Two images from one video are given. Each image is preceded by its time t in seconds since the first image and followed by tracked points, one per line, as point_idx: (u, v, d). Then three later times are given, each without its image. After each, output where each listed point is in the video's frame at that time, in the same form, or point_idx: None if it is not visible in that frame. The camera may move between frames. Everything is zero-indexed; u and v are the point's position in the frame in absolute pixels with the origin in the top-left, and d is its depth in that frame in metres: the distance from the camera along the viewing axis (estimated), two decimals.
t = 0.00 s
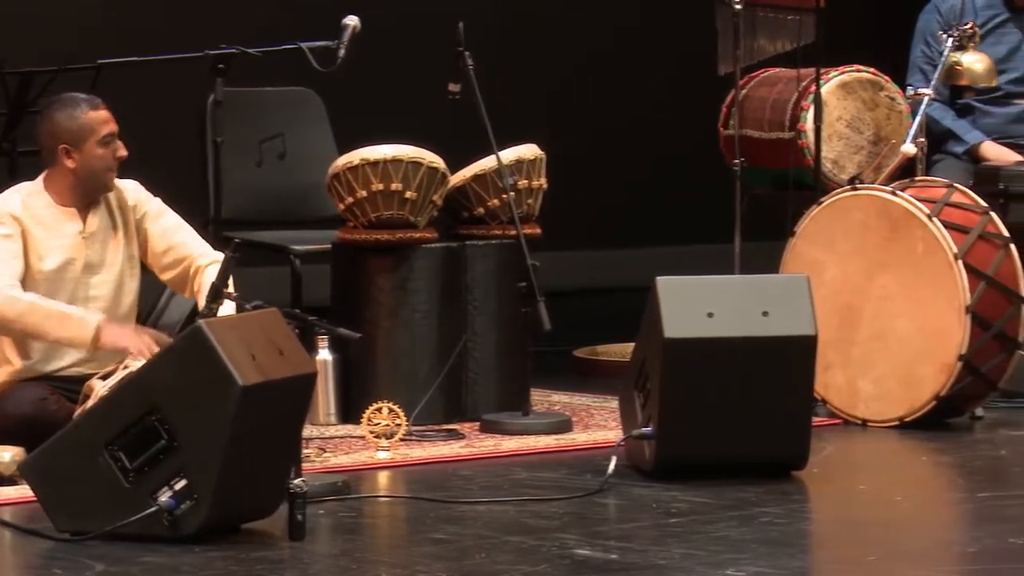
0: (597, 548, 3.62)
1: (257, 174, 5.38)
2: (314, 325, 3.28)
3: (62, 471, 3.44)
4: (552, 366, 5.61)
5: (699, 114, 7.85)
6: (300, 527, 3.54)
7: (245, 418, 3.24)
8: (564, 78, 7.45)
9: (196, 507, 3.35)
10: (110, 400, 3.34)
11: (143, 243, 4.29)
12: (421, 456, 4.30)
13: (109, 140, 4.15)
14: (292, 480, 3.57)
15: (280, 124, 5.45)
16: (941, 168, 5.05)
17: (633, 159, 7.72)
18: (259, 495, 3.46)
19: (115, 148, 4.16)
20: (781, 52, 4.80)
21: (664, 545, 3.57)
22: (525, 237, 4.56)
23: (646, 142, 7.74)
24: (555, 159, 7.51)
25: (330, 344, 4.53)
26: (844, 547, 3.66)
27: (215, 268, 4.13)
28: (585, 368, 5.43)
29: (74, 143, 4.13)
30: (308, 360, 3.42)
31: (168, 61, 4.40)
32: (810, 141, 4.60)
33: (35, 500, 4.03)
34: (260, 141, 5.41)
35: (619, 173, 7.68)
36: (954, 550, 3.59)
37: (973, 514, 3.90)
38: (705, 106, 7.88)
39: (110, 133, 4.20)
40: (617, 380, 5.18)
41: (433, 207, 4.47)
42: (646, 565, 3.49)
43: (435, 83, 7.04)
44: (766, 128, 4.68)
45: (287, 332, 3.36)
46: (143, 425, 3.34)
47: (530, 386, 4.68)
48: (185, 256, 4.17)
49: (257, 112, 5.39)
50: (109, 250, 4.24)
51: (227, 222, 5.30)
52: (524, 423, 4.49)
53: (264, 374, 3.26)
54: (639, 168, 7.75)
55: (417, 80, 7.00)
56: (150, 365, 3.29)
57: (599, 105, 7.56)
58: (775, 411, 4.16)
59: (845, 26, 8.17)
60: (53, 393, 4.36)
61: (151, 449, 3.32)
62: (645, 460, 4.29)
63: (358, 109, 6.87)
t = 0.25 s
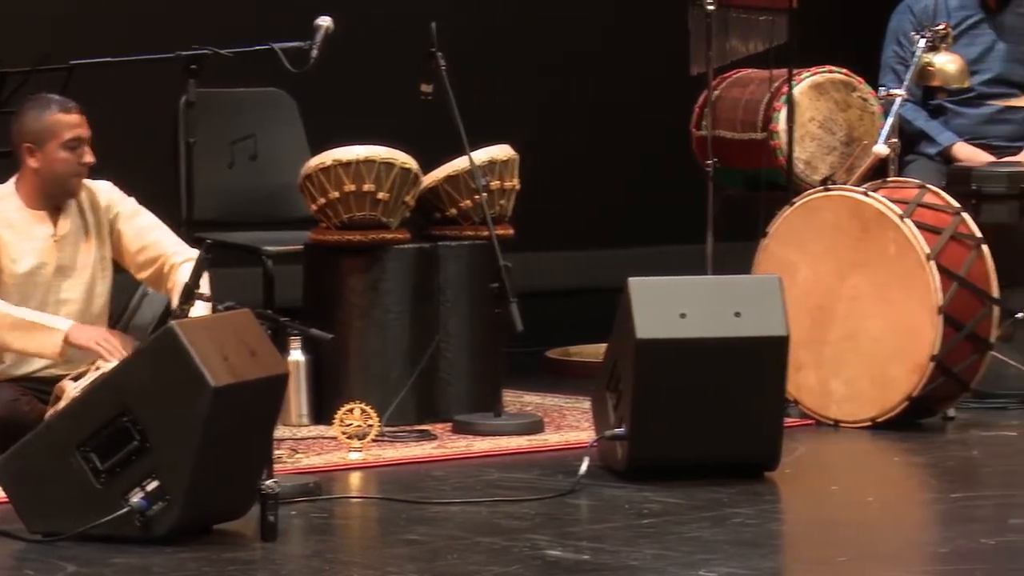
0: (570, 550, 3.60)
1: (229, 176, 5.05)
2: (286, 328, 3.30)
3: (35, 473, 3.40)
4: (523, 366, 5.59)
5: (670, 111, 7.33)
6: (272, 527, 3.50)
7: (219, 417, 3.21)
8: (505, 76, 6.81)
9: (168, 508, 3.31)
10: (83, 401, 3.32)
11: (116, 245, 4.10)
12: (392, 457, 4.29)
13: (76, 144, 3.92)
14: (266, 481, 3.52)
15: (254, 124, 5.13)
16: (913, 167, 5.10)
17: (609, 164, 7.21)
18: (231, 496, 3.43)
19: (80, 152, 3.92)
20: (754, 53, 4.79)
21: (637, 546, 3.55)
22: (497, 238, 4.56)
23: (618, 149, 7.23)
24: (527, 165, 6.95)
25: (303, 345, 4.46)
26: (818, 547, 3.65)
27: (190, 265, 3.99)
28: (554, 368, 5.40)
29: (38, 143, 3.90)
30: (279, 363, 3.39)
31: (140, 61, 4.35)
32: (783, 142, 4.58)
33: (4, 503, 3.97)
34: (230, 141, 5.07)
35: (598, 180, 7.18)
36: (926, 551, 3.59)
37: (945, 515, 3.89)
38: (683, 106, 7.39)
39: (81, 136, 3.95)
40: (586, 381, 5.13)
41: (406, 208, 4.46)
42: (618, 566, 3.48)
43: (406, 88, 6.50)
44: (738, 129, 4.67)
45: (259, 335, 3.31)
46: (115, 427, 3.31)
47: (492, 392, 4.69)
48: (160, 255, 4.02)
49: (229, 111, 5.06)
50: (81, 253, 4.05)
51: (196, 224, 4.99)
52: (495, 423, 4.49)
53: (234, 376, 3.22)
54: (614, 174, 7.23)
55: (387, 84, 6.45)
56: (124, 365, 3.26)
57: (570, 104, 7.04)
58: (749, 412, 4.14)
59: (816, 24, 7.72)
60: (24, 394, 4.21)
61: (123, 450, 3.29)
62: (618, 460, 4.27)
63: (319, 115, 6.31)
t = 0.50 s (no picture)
0: (547, 550, 3.59)
1: (207, 177, 5.04)
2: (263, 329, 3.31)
3: (10, 473, 3.35)
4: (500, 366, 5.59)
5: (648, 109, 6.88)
6: (249, 528, 3.45)
7: (195, 416, 3.18)
8: (505, 76, 6.48)
9: (146, 509, 3.28)
10: (58, 402, 3.27)
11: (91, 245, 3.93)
12: (369, 458, 4.28)
13: (41, 149, 3.72)
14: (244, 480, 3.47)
15: (230, 125, 5.11)
16: (890, 169, 5.06)
17: (595, 169, 6.79)
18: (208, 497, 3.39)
19: (46, 156, 3.71)
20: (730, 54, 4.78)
21: (614, 546, 3.54)
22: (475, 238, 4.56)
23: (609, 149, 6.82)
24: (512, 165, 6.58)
25: (280, 345, 4.51)
26: (796, 547, 3.64)
27: (166, 269, 3.84)
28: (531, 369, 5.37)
29: (5, 143, 3.72)
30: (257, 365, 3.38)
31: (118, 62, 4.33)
32: (759, 142, 4.58)
33: None
34: (208, 141, 5.06)
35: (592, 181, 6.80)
36: (903, 551, 3.58)
37: (923, 515, 3.88)
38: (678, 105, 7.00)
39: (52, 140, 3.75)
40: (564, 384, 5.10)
41: (383, 209, 4.46)
42: (596, 566, 3.46)
43: (390, 83, 6.16)
44: (715, 129, 4.66)
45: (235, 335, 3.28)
46: (91, 428, 3.26)
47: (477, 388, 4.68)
48: (138, 257, 3.86)
49: (206, 112, 5.05)
50: (57, 252, 3.85)
51: (174, 224, 4.98)
52: (473, 423, 4.48)
53: (211, 376, 3.21)
54: (601, 178, 6.82)
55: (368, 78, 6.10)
56: (97, 367, 3.22)
57: (561, 99, 6.65)
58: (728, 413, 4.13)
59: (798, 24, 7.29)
60: None
61: (99, 451, 3.25)
62: (596, 460, 4.24)
63: (295, 115, 5.99)
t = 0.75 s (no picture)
0: (531, 551, 3.57)
1: (189, 178, 5.04)
2: (246, 330, 3.27)
3: None
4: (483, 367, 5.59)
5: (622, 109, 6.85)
6: (233, 529, 3.39)
7: (184, 418, 3.15)
8: (484, 76, 6.46)
9: (130, 510, 3.22)
10: (42, 402, 3.22)
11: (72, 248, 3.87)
12: (353, 458, 4.28)
13: (17, 150, 3.58)
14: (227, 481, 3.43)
15: (212, 125, 5.11)
16: (872, 170, 5.05)
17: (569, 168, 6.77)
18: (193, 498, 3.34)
19: (22, 158, 3.58)
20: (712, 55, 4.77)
21: (598, 547, 3.53)
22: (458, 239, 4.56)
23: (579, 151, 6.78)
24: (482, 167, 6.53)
25: (263, 346, 4.45)
26: (779, 548, 3.63)
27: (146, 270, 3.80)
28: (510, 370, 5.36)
29: None
30: (240, 365, 3.33)
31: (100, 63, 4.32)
32: (742, 143, 4.58)
33: None
34: (190, 142, 5.06)
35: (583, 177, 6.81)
36: (887, 551, 3.58)
37: (907, 516, 3.87)
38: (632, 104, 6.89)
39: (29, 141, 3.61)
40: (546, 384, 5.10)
41: (365, 209, 4.47)
42: (580, 566, 3.45)
43: (368, 85, 6.14)
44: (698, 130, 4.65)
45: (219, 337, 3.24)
46: (75, 429, 3.21)
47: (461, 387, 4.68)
48: (117, 259, 3.81)
49: (188, 113, 5.04)
50: (39, 254, 3.78)
51: (157, 225, 4.97)
52: (456, 424, 4.48)
53: (195, 377, 3.16)
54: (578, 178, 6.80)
55: (349, 79, 6.10)
56: (81, 367, 3.17)
57: (524, 102, 6.59)
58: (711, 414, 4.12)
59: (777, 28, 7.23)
60: None
61: (82, 452, 3.20)
62: (579, 461, 4.23)
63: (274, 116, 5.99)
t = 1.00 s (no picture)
0: (516, 552, 3.56)
1: (176, 179, 5.03)
2: (232, 331, 3.24)
3: None
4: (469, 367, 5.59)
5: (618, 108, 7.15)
6: (219, 531, 3.36)
7: (170, 418, 3.13)
8: (484, 76, 6.75)
9: (115, 511, 3.20)
10: (28, 403, 3.20)
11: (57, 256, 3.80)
12: (338, 460, 4.28)
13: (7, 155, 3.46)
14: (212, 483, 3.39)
15: (197, 127, 5.09)
16: (857, 171, 5.05)
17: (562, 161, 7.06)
18: (179, 499, 3.31)
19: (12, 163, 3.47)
20: (699, 57, 4.77)
21: (583, 548, 3.51)
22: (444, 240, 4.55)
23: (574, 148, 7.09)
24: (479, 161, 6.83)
25: (249, 348, 4.48)
26: (765, 549, 3.62)
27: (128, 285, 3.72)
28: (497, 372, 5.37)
29: None
30: (225, 365, 3.32)
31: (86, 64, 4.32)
32: (728, 144, 4.57)
33: None
34: (177, 143, 5.05)
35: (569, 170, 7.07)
36: (873, 552, 3.57)
37: (893, 517, 3.86)
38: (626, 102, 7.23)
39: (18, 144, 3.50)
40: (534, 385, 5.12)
41: (352, 211, 4.47)
42: (565, 567, 3.44)
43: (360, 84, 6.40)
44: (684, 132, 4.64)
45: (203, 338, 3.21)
46: (61, 430, 3.19)
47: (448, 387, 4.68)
48: (100, 272, 3.74)
49: (173, 114, 5.04)
50: (25, 258, 3.73)
51: (143, 226, 4.97)
52: (442, 426, 4.47)
53: (182, 378, 3.14)
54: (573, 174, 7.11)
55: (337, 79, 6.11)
56: (66, 368, 3.16)
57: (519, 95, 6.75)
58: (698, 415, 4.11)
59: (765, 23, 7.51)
60: None
61: (68, 453, 3.18)
62: (566, 463, 4.20)
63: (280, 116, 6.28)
